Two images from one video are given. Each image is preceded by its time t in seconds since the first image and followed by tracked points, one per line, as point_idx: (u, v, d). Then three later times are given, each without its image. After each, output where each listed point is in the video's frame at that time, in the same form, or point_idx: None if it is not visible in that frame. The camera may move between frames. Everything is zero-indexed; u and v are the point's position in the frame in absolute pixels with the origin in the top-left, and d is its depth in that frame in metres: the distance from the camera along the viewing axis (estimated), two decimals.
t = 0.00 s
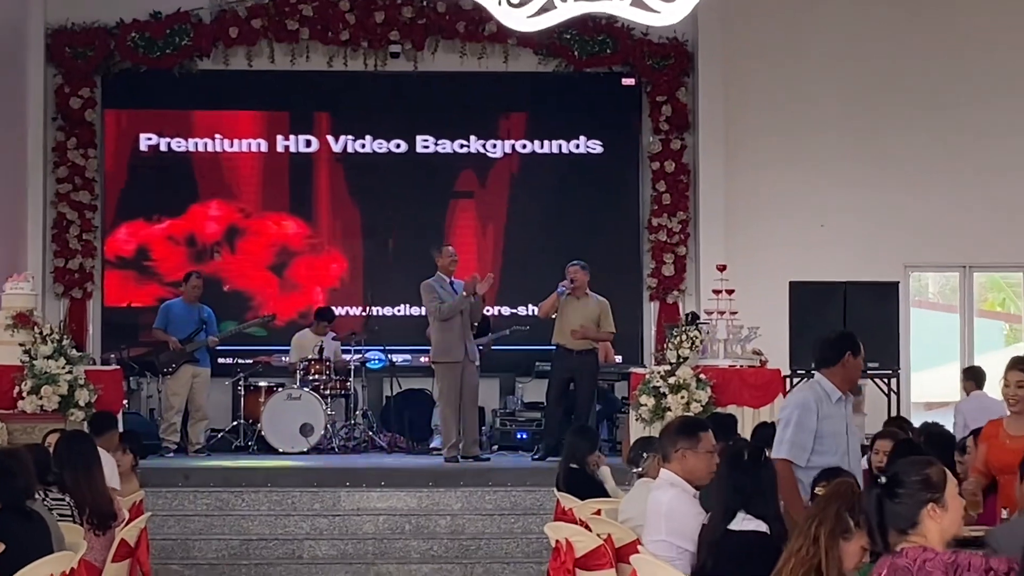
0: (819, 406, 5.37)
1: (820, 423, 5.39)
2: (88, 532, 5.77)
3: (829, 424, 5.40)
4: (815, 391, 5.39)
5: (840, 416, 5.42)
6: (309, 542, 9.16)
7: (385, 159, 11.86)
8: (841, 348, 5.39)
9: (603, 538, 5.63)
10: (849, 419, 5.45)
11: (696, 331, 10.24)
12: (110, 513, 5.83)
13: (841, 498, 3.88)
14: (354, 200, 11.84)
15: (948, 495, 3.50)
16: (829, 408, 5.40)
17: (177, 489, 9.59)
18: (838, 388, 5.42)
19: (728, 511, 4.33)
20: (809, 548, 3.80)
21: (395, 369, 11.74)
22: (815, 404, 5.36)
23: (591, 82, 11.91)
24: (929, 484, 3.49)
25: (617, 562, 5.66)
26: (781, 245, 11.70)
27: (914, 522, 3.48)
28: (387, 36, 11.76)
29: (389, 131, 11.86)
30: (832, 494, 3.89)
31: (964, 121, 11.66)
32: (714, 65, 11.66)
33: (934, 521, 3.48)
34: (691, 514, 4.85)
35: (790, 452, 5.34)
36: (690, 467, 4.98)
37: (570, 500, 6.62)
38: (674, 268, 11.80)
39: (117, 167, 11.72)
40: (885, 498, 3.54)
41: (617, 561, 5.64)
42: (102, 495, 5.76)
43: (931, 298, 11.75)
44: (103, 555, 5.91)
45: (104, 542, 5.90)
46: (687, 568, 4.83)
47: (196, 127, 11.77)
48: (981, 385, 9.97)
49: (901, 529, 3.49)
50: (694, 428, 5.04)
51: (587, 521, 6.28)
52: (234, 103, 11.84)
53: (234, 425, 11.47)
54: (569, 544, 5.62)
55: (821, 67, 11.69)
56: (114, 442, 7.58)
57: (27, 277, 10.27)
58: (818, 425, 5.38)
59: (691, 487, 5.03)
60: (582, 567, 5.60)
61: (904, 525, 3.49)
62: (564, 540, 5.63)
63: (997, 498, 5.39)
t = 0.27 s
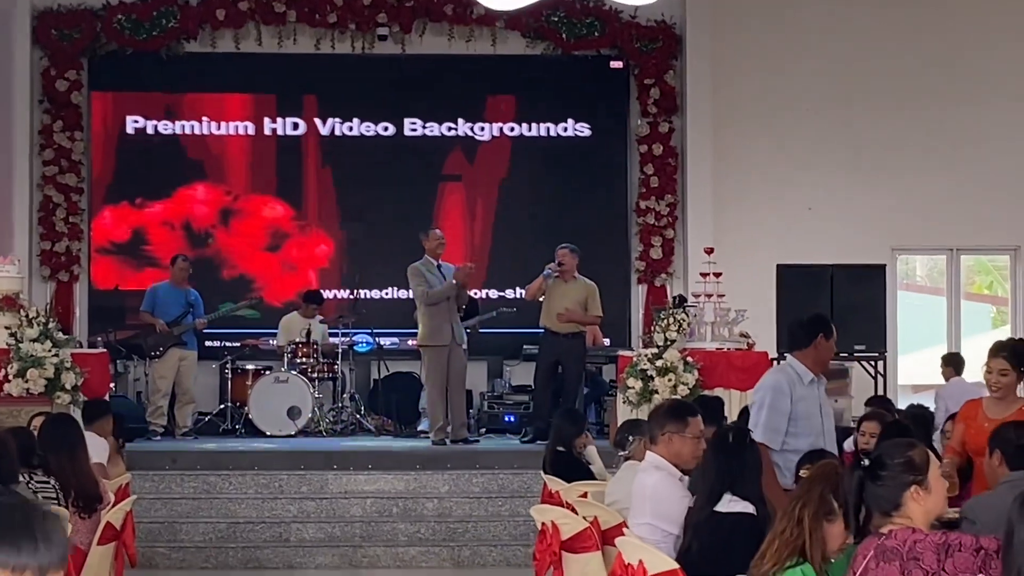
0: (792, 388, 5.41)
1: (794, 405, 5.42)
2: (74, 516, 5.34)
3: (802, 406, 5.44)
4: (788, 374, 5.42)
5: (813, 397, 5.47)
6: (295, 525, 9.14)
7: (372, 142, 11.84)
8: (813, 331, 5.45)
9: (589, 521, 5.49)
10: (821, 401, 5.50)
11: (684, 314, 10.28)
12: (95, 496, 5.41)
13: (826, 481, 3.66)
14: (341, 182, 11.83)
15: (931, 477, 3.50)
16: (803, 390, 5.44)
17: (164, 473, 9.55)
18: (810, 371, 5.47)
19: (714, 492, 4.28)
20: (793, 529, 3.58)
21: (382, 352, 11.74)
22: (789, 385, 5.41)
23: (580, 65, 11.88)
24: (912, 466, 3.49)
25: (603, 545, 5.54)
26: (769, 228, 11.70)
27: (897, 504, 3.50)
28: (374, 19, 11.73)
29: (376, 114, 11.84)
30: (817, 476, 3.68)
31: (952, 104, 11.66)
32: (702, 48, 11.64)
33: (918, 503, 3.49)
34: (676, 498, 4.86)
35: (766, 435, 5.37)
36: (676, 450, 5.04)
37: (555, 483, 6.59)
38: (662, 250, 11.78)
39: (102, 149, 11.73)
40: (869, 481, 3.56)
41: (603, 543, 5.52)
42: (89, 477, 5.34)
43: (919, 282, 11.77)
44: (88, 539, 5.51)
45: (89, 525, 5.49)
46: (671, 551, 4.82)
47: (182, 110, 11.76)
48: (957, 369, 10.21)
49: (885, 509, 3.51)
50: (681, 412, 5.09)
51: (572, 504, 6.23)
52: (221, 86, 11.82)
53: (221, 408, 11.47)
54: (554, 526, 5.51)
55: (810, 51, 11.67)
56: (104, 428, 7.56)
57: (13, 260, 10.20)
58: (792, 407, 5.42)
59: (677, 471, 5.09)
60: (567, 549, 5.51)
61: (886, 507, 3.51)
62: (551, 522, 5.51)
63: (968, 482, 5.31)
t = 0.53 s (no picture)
0: (790, 375, 5.39)
1: (791, 392, 5.41)
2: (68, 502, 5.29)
3: (798, 394, 5.42)
4: (785, 360, 5.40)
5: (808, 386, 5.46)
6: (292, 513, 9.13)
7: (369, 130, 11.83)
8: (811, 319, 5.45)
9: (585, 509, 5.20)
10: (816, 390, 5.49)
11: (681, 303, 10.24)
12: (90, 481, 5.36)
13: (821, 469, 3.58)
14: (339, 171, 11.82)
15: (925, 465, 3.40)
16: (799, 377, 5.43)
17: (161, 460, 9.53)
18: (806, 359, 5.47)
19: (710, 481, 4.22)
20: (788, 516, 3.50)
21: (380, 340, 11.74)
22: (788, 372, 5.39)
23: (578, 53, 11.87)
24: (907, 454, 3.39)
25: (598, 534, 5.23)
26: (767, 217, 11.68)
27: (890, 492, 3.40)
28: (372, 6, 11.71)
29: (374, 102, 11.83)
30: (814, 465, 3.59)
31: (950, 93, 11.64)
32: (700, 36, 11.63)
33: (911, 492, 3.39)
34: (672, 486, 4.90)
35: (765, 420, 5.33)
36: (676, 441, 5.07)
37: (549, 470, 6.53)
38: (659, 239, 11.75)
39: (100, 138, 11.75)
40: (862, 469, 3.46)
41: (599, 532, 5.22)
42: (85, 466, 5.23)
43: (917, 270, 11.77)
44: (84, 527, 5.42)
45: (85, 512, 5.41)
46: (667, 540, 4.85)
47: (180, 98, 11.77)
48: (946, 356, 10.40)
49: (879, 498, 3.41)
50: (682, 402, 5.11)
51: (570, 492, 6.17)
52: (219, 74, 11.82)
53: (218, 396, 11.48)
54: (551, 514, 5.20)
55: (807, 38, 11.65)
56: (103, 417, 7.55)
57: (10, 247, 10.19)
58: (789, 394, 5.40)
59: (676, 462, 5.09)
60: (565, 537, 5.19)
61: (880, 497, 3.41)
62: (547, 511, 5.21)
63: (952, 465, 5.34)
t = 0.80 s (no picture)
0: (795, 362, 5.34)
1: (796, 379, 5.36)
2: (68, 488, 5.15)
3: (803, 380, 5.38)
4: (789, 345, 5.36)
5: (812, 373, 5.42)
6: (292, 498, 9.13)
7: (370, 116, 11.86)
8: (815, 306, 5.39)
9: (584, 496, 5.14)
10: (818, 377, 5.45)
11: (681, 291, 10.16)
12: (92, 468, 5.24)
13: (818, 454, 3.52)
14: (339, 157, 11.86)
15: (919, 453, 3.34)
16: (804, 364, 5.39)
17: (161, 447, 9.49)
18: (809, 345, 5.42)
19: (706, 471, 4.16)
20: (785, 504, 3.48)
21: (380, 327, 11.77)
22: (794, 359, 5.34)
23: (578, 40, 11.88)
24: (901, 442, 3.34)
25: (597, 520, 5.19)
26: (766, 204, 11.68)
27: (884, 481, 3.35)
28: None
29: (374, 89, 11.87)
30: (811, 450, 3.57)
31: (950, 81, 11.62)
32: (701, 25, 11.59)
33: (905, 480, 3.34)
34: (670, 474, 4.87)
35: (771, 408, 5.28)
36: (677, 429, 5.06)
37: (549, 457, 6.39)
38: (659, 226, 11.75)
39: (100, 124, 11.78)
40: (857, 457, 3.41)
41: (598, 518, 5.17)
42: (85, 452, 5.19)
43: (917, 258, 11.78)
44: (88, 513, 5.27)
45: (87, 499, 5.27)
46: (664, 527, 4.83)
47: (181, 84, 11.80)
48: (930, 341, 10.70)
49: (874, 486, 3.37)
50: (684, 391, 5.09)
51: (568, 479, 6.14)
52: (220, 61, 11.85)
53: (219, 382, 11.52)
54: (549, 501, 5.13)
55: (808, 26, 11.63)
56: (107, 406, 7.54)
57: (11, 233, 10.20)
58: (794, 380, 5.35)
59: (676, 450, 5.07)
60: (564, 525, 5.13)
61: (874, 485, 3.37)
62: (545, 498, 5.13)
63: (943, 457, 5.11)
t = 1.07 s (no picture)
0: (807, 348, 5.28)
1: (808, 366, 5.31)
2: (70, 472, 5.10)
3: (813, 368, 5.33)
4: (801, 333, 5.30)
5: (820, 360, 5.37)
6: (295, 485, 8.99)
7: (374, 103, 11.87)
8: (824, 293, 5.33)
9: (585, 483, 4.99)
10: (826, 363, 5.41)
11: (685, 277, 9.91)
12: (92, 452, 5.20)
13: (817, 442, 3.47)
14: (343, 144, 11.87)
15: (917, 443, 3.30)
16: (816, 351, 5.33)
17: (165, 432, 9.36)
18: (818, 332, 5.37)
19: (705, 459, 4.08)
20: (783, 491, 3.41)
21: (383, 314, 11.77)
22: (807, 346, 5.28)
23: (583, 27, 11.88)
24: (899, 432, 3.30)
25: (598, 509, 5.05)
26: (771, 192, 11.65)
27: (883, 470, 3.31)
28: None
29: (379, 76, 11.87)
30: (808, 439, 3.48)
31: (956, 68, 11.57)
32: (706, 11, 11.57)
33: (903, 470, 3.29)
34: (672, 461, 4.70)
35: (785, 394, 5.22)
36: (677, 416, 4.90)
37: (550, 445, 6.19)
38: (664, 214, 11.73)
39: (105, 111, 11.81)
40: (856, 447, 3.37)
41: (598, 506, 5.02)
42: (86, 433, 5.14)
43: (923, 247, 11.74)
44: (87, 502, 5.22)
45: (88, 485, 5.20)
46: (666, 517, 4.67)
47: (186, 70, 11.82)
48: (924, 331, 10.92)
49: (873, 476, 3.33)
50: (685, 377, 4.92)
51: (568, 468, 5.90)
52: (225, 48, 11.87)
53: (223, 368, 11.53)
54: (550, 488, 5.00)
55: (813, 13, 11.59)
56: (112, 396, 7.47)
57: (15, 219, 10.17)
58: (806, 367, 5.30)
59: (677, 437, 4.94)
60: (565, 512, 5.00)
61: (874, 474, 3.32)
62: (546, 485, 5.01)
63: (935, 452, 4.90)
